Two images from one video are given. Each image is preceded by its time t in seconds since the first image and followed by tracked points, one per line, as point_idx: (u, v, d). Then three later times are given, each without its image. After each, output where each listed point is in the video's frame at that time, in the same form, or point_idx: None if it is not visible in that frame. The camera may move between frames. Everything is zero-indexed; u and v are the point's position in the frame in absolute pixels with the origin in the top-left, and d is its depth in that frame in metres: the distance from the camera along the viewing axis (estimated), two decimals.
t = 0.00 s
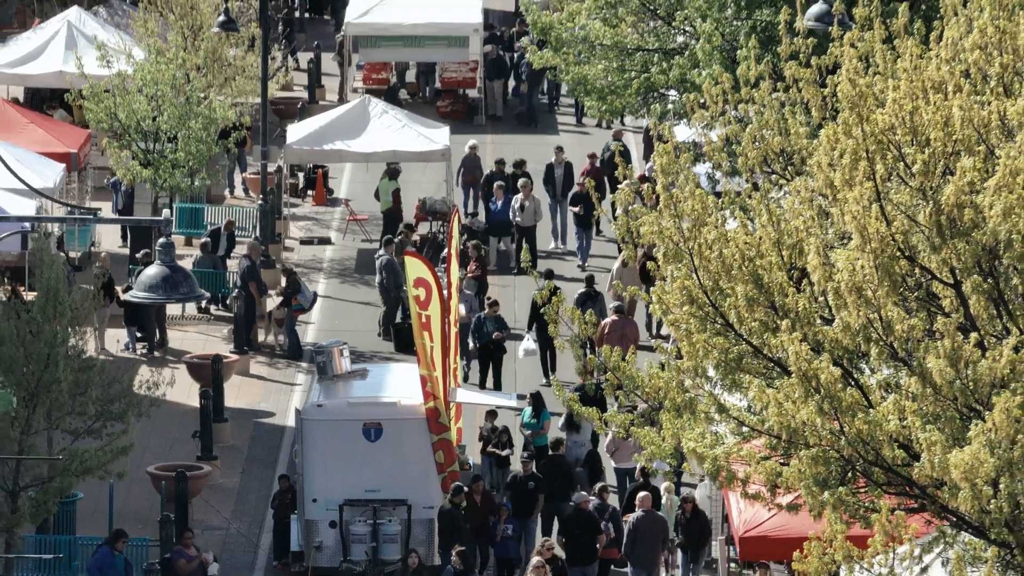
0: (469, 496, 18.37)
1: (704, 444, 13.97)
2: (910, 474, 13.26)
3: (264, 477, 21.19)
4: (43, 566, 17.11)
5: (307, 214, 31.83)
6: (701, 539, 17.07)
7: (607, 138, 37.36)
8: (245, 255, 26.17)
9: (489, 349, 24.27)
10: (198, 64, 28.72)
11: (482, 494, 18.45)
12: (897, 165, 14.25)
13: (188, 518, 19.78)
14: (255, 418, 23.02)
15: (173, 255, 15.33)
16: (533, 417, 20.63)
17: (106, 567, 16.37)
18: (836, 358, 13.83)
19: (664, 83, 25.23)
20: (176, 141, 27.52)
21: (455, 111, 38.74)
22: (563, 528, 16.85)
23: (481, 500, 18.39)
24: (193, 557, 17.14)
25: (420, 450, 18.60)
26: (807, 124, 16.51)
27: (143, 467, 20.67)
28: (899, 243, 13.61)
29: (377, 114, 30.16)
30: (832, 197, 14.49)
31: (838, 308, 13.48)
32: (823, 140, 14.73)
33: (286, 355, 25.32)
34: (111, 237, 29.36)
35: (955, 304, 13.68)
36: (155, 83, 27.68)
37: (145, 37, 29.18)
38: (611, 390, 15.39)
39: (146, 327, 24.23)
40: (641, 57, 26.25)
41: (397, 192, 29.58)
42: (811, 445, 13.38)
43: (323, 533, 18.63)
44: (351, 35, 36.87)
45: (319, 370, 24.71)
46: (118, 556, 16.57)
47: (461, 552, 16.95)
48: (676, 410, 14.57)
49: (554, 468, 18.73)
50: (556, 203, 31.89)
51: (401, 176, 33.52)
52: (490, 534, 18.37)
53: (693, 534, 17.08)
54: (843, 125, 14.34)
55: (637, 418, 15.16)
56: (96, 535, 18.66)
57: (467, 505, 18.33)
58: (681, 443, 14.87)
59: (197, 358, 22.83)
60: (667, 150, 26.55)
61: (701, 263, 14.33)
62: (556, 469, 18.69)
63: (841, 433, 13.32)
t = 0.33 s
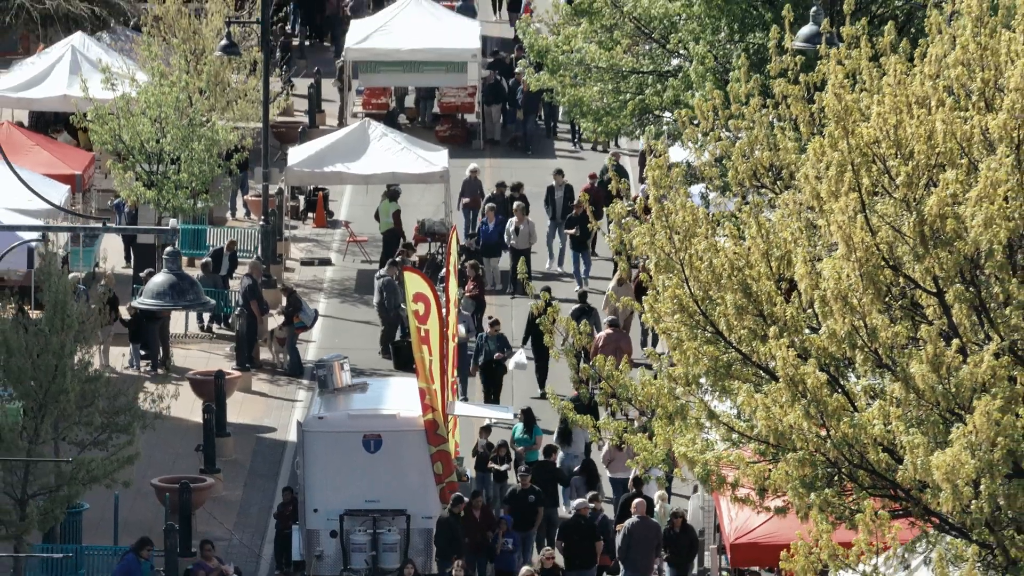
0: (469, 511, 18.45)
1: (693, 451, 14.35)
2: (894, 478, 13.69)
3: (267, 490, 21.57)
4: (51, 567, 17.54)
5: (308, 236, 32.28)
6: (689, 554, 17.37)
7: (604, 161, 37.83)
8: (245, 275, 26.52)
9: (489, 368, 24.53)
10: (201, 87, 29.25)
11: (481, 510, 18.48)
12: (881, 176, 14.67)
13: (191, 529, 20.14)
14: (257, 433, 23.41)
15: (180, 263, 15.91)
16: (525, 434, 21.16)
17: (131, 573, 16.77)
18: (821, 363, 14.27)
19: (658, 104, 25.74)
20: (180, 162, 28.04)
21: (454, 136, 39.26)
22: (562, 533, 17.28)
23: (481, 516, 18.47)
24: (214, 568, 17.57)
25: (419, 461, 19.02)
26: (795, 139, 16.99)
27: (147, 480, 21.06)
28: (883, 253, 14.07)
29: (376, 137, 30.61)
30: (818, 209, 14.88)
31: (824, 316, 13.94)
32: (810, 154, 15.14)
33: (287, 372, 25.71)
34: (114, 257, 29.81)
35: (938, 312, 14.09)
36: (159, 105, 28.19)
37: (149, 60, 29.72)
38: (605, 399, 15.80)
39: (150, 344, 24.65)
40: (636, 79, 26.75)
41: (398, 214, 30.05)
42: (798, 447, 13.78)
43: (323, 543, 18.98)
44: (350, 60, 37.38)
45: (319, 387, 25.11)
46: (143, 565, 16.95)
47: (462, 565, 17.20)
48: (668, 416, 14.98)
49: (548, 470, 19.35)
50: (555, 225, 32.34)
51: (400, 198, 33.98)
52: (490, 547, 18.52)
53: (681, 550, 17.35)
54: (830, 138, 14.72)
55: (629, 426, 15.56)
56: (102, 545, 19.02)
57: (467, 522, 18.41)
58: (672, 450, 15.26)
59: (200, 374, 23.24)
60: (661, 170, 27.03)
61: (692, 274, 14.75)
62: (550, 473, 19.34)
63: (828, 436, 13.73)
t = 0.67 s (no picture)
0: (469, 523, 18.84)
1: (683, 457, 14.74)
2: (879, 482, 14.11)
3: (267, 503, 21.93)
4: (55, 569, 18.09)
5: (307, 258, 32.72)
6: (676, 565, 17.76)
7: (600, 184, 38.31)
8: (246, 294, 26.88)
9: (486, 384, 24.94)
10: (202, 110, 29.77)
11: (482, 523, 18.87)
12: (866, 189, 15.16)
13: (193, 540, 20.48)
14: (257, 448, 23.79)
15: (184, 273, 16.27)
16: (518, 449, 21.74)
17: None
18: (807, 371, 14.70)
19: (650, 125, 26.28)
20: (181, 183, 28.53)
21: (452, 160, 39.60)
22: (557, 539, 17.74)
23: (481, 529, 18.86)
24: None
25: (416, 472, 19.40)
26: (783, 156, 17.49)
27: (150, 493, 21.43)
28: (866, 264, 14.53)
29: (375, 159, 31.05)
30: (804, 222, 15.34)
31: (809, 324, 14.39)
32: (795, 168, 15.61)
33: (287, 389, 26.11)
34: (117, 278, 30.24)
35: (920, 321, 14.59)
36: (161, 127, 28.72)
37: (151, 83, 30.25)
38: (598, 407, 16.21)
39: (151, 362, 25.05)
40: (629, 101, 27.33)
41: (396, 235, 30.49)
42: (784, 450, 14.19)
43: (322, 552, 19.34)
44: (350, 85, 37.92)
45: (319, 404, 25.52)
46: None
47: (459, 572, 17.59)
48: (658, 423, 15.40)
49: (541, 481, 19.73)
50: (552, 247, 32.65)
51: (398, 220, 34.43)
52: (489, 559, 18.93)
53: (667, 563, 17.77)
54: (814, 152, 15.19)
55: (620, 434, 15.97)
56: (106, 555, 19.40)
57: (468, 534, 18.80)
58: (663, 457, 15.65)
59: (201, 391, 23.64)
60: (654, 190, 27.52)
61: (681, 285, 15.20)
62: (542, 484, 19.71)
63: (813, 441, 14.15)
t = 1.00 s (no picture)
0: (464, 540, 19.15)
1: (670, 464, 15.18)
2: (860, 487, 14.60)
3: (266, 518, 22.36)
4: None
5: (306, 280, 33.22)
6: None
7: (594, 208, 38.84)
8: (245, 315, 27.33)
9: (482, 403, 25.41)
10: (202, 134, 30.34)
11: (478, 539, 19.18)
12: (847, 205, 15.69)
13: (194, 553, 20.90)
14: (257, 464, 24.23)
15: (187, 282, 16.76)
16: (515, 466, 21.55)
17: None
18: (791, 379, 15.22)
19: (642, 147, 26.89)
20: (183, 206, 29.08)
21: (448, 185, 40.20)
22: (548, 548, 18.29)
23: (477, 544, 19.15)
24: None
25: (413, 484, 19.86)
26: (767, 172, 18.06)
27: (153, 507, 21.87)
28: (848, 275, 15.02)
29: (372, 183, 31.55)
30: (788, 235, 15.84)
31: (792, 333, 14.90)
32: (778, 184, 16.12)
33: (286, 407, 26.58)
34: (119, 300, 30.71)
35: (901, 331, 15.09)
36: (162, 151, 29.30)
37: (153, 109, 30.82)
38: (588, 416, 16.68)
39: (154, 381, 25.53)
40: (622, 125, 27.92)
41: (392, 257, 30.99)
42: (767, 456, 14.67)
43: (321, 563, 19.76)
44: (348, 112, 38.48)
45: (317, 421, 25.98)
46: None
47: None
48: (648, 432, 15.88)
49: (532, 491, 20.28)
50: (548, 271, 32.92)
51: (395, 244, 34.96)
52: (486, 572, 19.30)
53: None
54: (797, 166, 15.67)
55: (610, 441, 16.44)
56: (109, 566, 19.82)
57: (463, 550, 19.07)
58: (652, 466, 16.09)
59: (202, 408, 24.10)
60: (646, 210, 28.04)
61: (668, 296, 15.71)
62: (532, 494, 20.24)
63: (796, 447, 14.63)
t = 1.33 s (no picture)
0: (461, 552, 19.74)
1: (660, 469, 15.58)
2: (844, 490, 15.03)
3: (266, 529, 22.74)
4: None
5: (306, 299, 33.65)
6: None
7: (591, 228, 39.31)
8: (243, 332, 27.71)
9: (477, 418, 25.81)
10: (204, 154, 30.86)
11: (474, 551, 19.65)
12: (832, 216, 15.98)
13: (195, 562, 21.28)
14: (257, 477, 24.63)
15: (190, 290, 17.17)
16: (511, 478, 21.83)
17: None
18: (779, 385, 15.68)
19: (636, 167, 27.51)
20: (184, 224, 29.57)
21: (444, 206, 40.72)
22: (538, 552, 18.92)
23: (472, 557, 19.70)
24: None
25: (410, 495, 20.22)
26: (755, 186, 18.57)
27: (155, 518, 22.25)
28: (833, 285, 15.44)
29: (371, 204, 31.97)
30: (775, 246, 16.30)
31: (778, 342, 15.33)
32: (766, 197, 16.53)
33: (285, 422, 26.99)
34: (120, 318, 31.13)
35: (885, 340, 15.42)
36: (165, 170, 29.86)
37: (155, 129, 31.35)
38: (580, 424, 17.10)
39: (156, 397, 25.94)
40: (616, 144, 28.46)
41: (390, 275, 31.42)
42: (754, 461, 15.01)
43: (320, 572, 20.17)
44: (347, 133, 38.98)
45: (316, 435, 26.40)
46: None
47: None
48: (638, 439, 16.29)
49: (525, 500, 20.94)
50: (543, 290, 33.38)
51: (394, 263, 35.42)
52: None
53: None
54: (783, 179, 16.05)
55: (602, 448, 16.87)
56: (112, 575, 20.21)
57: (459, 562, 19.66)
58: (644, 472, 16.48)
59: (203, 422, 24.51)
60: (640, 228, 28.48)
61: (658, 306, 16.10)
62: (523, 502, 20.91)
63: (783, 452, 15.03)
